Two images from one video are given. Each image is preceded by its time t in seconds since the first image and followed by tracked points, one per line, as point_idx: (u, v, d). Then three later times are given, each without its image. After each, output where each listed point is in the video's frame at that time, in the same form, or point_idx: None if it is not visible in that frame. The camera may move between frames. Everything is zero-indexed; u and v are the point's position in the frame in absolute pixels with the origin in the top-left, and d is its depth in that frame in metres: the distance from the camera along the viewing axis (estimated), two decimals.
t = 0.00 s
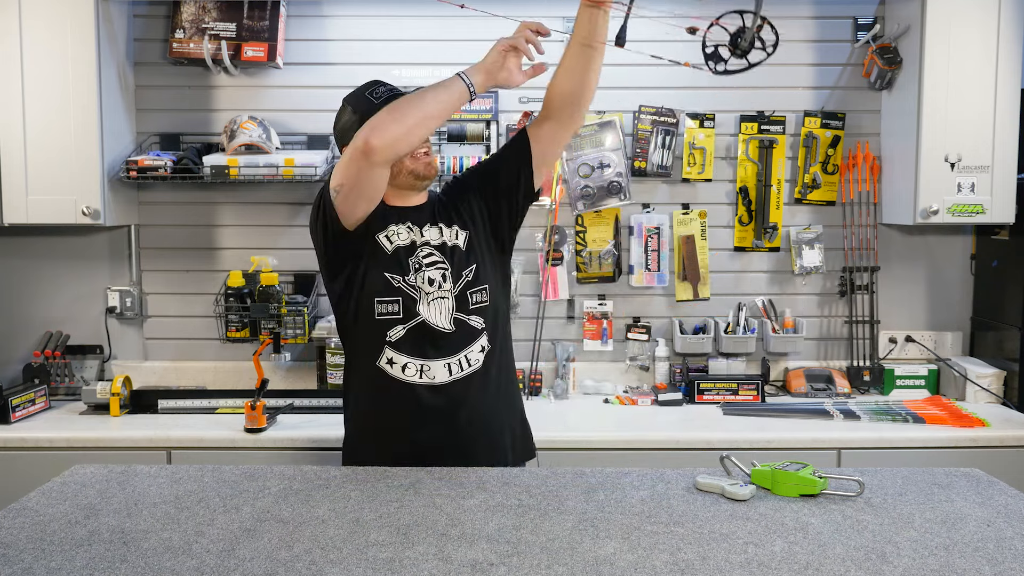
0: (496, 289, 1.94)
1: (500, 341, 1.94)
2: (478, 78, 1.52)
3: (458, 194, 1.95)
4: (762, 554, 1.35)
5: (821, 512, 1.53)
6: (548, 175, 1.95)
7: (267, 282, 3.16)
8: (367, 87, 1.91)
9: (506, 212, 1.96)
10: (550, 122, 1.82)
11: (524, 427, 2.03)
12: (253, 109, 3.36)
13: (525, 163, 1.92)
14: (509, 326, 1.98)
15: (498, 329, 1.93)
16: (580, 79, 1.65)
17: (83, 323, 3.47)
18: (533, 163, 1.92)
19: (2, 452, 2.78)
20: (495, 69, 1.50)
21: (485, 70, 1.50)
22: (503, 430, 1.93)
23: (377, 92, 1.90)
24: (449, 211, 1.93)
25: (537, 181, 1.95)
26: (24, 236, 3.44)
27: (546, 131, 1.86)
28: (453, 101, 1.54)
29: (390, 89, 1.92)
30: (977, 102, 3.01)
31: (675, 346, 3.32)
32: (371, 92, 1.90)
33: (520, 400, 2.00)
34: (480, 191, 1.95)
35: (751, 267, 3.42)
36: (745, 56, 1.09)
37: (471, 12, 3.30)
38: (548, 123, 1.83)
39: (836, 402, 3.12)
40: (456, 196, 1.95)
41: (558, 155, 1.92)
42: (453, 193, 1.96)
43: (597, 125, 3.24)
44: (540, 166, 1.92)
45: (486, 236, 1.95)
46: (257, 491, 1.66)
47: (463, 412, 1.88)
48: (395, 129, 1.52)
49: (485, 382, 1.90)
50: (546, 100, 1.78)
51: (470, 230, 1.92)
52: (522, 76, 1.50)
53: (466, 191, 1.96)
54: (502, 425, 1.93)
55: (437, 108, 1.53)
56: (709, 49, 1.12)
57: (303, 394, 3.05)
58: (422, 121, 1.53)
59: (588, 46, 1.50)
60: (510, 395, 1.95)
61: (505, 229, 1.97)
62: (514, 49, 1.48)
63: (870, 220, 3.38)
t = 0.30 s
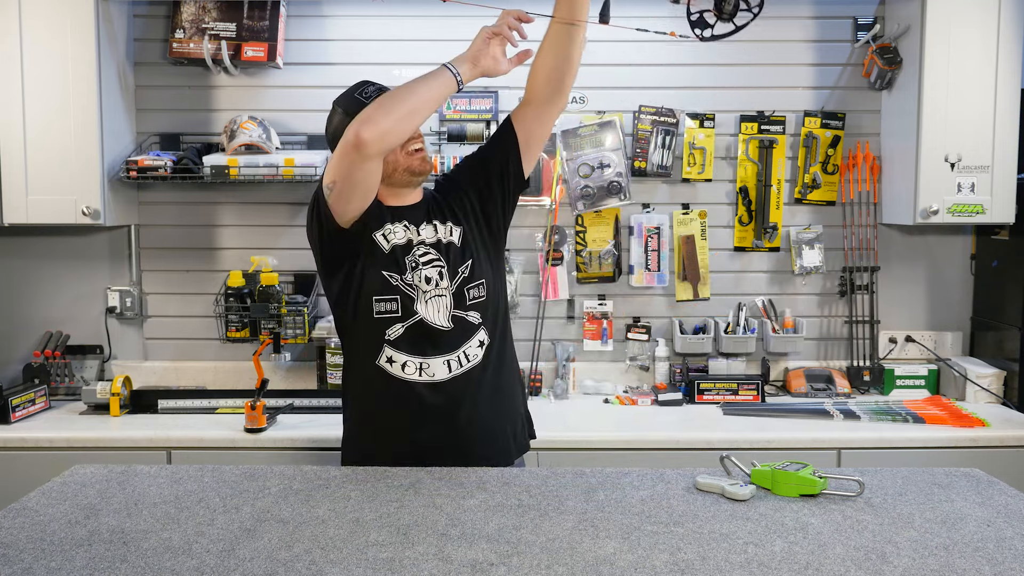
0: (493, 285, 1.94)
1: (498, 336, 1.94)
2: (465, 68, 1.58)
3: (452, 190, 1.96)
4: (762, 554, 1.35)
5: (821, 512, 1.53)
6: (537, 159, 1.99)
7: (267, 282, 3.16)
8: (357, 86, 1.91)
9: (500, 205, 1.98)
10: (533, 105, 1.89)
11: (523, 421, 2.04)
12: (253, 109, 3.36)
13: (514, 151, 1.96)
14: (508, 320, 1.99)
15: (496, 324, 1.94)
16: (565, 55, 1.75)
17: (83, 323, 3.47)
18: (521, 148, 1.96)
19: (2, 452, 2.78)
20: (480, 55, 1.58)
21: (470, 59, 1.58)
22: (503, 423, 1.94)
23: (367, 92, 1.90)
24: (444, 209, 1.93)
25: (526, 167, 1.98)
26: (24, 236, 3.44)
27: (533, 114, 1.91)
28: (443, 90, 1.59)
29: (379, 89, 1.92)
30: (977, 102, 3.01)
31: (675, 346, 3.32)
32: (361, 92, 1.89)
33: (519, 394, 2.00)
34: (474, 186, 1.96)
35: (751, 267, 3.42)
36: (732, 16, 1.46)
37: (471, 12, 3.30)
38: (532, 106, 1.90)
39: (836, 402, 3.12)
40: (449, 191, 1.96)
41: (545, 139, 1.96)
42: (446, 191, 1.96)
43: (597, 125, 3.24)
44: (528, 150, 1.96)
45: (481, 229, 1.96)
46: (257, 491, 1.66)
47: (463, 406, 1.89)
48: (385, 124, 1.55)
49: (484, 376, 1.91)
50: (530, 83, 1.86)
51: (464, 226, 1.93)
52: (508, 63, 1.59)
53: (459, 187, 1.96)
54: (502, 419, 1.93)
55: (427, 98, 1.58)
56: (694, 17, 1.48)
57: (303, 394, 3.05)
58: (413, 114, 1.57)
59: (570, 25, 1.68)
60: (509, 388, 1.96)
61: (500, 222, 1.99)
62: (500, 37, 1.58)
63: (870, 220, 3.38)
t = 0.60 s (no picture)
0: (491, 280, 1.94)
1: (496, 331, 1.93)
2: (456, 61, 1.58)
3: (448, 187, 1.96)
4: (762, 554, 1.35)
5: (821, 512, 1.53)
6: (530, 150, 1.98)
7: (267, 282, 3.16)
8: (352, 88, 1.95)
9: (496, 200, 1.98)
10: (523, 96, 1.87)
11: (523, 418, 2.03)
12: (253, 109, 3.36)
13: (506, 143, 1.94)
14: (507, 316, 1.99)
15: (494, 318, 1.93)
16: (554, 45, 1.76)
17: (83, 323, 3.47)
18: (513, 140, 1.95)
19: (2, 452, 2.78)
20: (472, 49, 1.58)
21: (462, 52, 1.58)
22: (504, 419, 1.93)
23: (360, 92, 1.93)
24: (441, 205, 1.93)
25: (519, 158, 1.97)
26: (24, 236, 3.44)
27: (524, 107, 1.89)
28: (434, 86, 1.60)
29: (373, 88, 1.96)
30: (977, 102, 3.01)
31: (675, 346, 3.32)
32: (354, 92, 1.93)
33: (518, 390, 2.00)
34: (470, 182, 1.96)
35: (751, 267, 3.42)
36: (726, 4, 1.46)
37: (471, 12, 3.30)
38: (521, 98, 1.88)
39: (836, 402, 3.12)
40: (445, 189, 1.96)
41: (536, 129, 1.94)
42: (442, 188, 1.96)
43: (597, 125, 3.24)
44: (519, 143, 1.95)
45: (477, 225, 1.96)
46: (258, 491, 1.66)
47: (463, 401, 1.88)
48: (376, 119, 1.58)
49: (484, 371, 1.90)
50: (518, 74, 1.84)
51: (460, 221, 1.93)
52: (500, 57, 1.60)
53: (455, 184, 1.96)
54: (503, 414, 1.93)
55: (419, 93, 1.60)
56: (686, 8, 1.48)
57: (303, 394, 3.05)
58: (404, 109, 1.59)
59: (559, 14, 1.69)
60: (509, 384, 1.95)
61: (496, 217, 1.99)
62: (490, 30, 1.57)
63: (870, 220, 3.38)
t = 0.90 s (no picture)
0: (492, 278, 1.92)
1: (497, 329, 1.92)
2: (439, 83, 1.65)
3: (450, 186, 1.95)
4: (762, 554, 1.35)
5: (821, 512, 1.53)
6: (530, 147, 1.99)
7: (267, 282, 3.16)
8: (354, 88, 1.98)
9: (498, 198, 1.97)
10: (527, 91, 1.89)
11: (525, 416, 2.02)
12: (253, 109, 3.36)
13: (508, 140, 1.95)
14: (510, 314, 1.97)
15: (495, 317, 1.91)
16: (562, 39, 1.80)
17: (83, 323, 3.47)
18: (514, 137, 1.95)
19: (2, 452, 2.78)
20: (458, 75, 1.65)
21: (446, 75, 1.65)
22: (506, 417, 1.92)
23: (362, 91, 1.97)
24: (440, 205, 1.92)
25: (521, 155, 1.98)
26: (24, 236, 3.44)
27: (527, 103, 1.90)
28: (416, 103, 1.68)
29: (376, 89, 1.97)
30: (977, 102, 3.01)
31: (675, 346, 3.32)
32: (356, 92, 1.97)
33: (520, 389, 1.99)
34: (471, 181, 1.95)
35: (751, 267, 3.42)
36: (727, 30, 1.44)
37: (471, 12, 3.30)
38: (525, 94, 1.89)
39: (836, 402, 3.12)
40: (446, 188, 1.95)
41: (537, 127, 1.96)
42: (444, 187, 1.96)
43: (597, 125, 3.24)
44: (520, 140, 1.96)
45: (477, 224, 1.95)
46: (258, 491, 1.66)
47: (465, 399, 1.88)
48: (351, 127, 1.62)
49: (485, 370, 1.89)
50: (524, 67, 1.87)
51: (460, 221, 1.92)
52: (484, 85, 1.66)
53: (457, 183, 1.96)
54: (505, 413, 1.92)
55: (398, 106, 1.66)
56: (694, 24, 1.48)
57: (303, 394, 3.05)
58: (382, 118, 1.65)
59: (571, 11, 1.74)
60: (511, 381, 1.94)
61: (499, 215, 1.98)
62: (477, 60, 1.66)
63: (870, 220, 3.38)
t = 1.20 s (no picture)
0: (490, 279, 1.91)
1: (495, 330, 1.91)
2: (416, 111, 1.75)
3: (455, 186, 1.96)
4: (762, 554, 1.35)
5: (821, 512, 1.53)
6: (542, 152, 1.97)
7: (267, 282, 3.14)
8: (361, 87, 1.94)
9: (501, 199, 1.96)
10: (543, 94, 1.87)
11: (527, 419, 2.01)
12: (254, 109, 3.36)
13: (518, 144, 1.93)
14: (511, 313, 1.97)
15: (493, 317, 1.91)
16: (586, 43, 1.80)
17: (83, 323, 3.47)
18: (526, 142, 1.93)
19: (3, 452, 2.78)
20: (435, 110, 1.75)
21: (424, 106, 1.75)
22: (506, 418, 1.91)
23: (369, 92, 1.93)
24: (441, 206, 1.93)
25: (531, 160, 1.96)
26: (24, 236, 3.44)
27: (539, 106, 1.88)
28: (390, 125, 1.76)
29: (384, 90, 1.93)
30: (977, 102, 3.01)
31: (675, 346, 3.32)
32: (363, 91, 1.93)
33: (520, 390, 1.98)
34: (477, 181, 1.96)
35: (751, 267, 3.42)
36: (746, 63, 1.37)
37: (471, 12, 3.30)
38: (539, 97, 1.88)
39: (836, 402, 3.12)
40: (451, 188, 1.96)
41: (549, 132, 1.94)
42: (448, 188, 1.96)
43: (597, 125, 3.24)
44: (531, 145, 1.94)
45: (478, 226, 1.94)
46: (258, 491, 1.66)
47: (463, 401, 1.87)
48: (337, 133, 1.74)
49: (483, 371, 1.89)
50: (545, 68, 1.86)
51: (460, 222, 1.91)
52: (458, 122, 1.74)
53: (462, 183, 1.96)
54: (505, 414, 1.91)
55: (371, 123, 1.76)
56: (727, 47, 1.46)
57: (303, 394, 3.05)
58: (350, 133, 1.75)
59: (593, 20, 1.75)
60: (510, 382, 1.93)
61: (502, 216, 1.97)
62: (457, 99, 1.75)
63: (870, 220, 3.38)
